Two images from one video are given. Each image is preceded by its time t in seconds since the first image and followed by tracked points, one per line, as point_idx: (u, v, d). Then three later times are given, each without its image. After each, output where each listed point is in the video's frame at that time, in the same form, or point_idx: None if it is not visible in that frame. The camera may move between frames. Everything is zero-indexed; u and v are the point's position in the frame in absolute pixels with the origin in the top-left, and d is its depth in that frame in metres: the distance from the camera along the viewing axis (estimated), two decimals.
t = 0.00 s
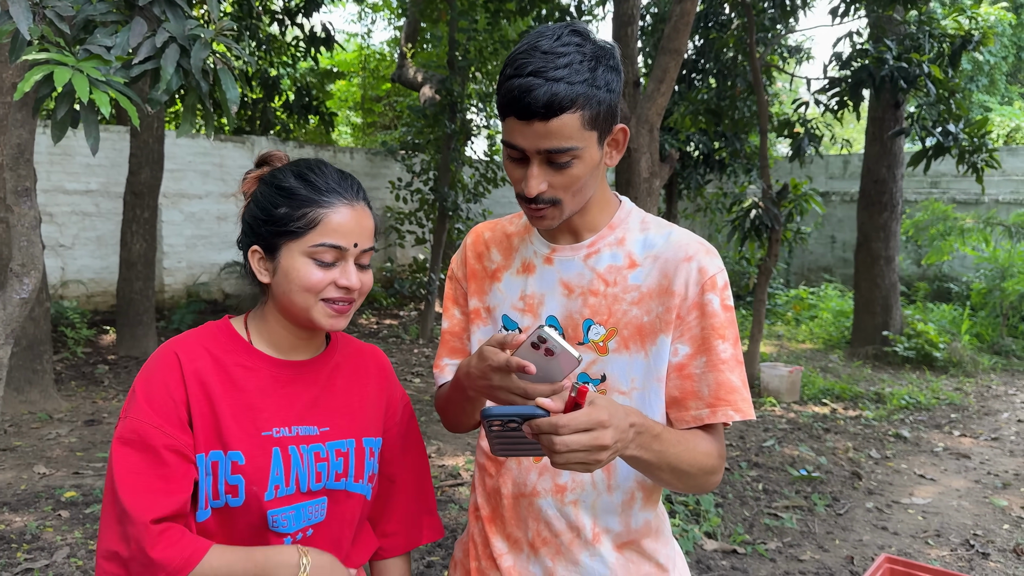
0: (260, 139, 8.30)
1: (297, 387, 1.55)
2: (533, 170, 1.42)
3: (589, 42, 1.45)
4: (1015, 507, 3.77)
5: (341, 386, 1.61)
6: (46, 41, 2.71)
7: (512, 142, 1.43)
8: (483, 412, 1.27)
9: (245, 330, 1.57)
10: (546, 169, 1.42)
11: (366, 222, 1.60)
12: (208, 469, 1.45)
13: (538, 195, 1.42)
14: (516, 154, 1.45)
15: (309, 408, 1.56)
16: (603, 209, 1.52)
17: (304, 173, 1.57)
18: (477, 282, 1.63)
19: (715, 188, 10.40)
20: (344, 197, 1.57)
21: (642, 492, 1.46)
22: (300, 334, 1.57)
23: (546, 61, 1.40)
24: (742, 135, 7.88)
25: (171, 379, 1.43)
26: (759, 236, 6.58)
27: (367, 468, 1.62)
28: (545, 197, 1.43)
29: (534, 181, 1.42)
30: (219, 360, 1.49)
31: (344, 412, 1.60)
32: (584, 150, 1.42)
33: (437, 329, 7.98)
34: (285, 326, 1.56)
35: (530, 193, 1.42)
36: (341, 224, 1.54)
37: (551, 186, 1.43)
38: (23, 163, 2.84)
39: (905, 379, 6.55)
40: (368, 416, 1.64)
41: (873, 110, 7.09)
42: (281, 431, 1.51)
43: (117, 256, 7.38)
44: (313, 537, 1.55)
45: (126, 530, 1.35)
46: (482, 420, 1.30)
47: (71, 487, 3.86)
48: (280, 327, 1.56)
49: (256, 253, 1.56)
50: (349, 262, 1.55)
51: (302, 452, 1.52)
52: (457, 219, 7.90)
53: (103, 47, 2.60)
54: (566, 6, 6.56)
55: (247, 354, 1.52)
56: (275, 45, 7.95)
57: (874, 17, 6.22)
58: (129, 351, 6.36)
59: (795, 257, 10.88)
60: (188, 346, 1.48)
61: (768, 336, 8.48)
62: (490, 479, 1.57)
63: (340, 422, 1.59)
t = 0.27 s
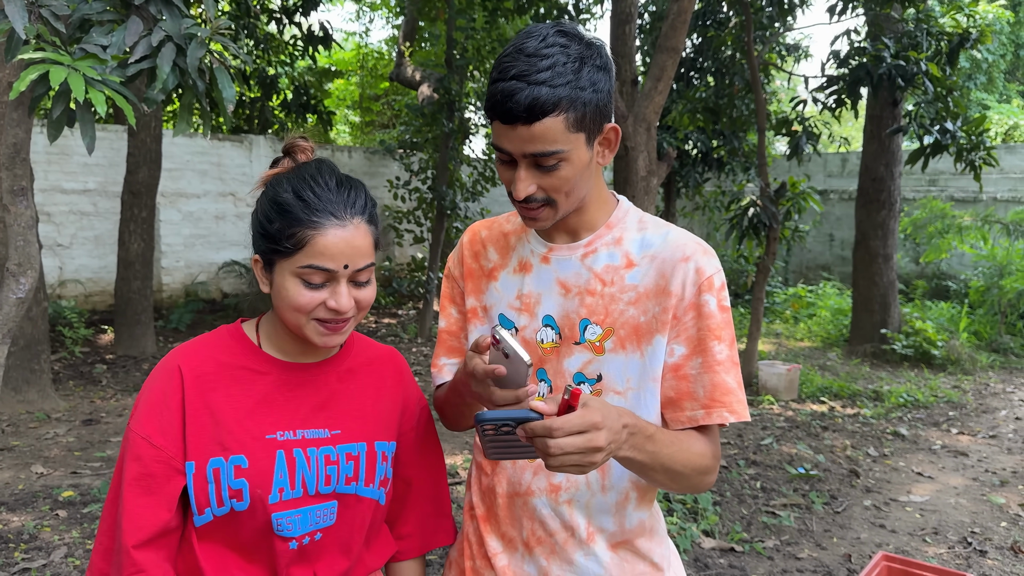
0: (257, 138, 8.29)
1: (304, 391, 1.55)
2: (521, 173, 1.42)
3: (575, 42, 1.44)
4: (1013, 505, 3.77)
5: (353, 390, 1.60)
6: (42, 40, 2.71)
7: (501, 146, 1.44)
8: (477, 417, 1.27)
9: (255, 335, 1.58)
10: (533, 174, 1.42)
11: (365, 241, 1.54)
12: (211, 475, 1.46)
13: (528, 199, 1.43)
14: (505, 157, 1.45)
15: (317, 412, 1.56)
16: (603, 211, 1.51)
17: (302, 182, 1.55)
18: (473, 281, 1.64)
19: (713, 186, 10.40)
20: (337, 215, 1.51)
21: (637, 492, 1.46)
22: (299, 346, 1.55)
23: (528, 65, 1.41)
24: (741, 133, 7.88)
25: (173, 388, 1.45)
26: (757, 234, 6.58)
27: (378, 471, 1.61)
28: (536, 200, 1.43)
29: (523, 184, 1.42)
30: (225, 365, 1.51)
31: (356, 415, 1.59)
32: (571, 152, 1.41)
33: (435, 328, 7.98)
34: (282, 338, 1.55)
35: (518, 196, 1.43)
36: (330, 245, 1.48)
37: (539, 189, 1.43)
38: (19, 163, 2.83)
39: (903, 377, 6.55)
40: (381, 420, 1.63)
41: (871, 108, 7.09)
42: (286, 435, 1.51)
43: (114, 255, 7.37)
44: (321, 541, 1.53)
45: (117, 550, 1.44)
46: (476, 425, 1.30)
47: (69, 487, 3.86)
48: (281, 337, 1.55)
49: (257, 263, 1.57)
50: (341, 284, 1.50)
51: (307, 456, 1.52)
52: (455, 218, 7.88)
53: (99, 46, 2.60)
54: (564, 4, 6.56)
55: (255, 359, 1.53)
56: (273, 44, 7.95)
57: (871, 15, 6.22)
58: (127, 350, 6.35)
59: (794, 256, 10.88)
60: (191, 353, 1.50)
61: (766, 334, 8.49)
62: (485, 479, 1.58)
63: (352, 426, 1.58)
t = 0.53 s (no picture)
0: (257, 138, 8.29)
1: (306, 394, 1.54)
2: (514, 174, 1.42)
3: (564, 39, 1.44)
4: (1014, 503, 3.76)
5: (359, 392, 1.59)
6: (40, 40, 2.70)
7: (494, 148, 1.44)
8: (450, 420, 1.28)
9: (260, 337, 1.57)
10: (524, 174, 1.41)
11: (356, 241, 1.52)
12: (210, 476, 1.46)
13: (523, 198, 1.42)
14: (499, 159, 1.45)
15: (320, 414, 1.55)
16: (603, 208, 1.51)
17: (295, 182, 1.54)
18: (474, 278, 1.64)
19: (713, 185, 10.40)
20: (325, 215, 1.50)
21: (632, 490, 1.45)
22: (297, 348, 1.54)
23: (514, 64, 1.41)
24: (741, 132, 7.87)
25: (175, 387, 1.46)
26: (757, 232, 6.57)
27: (382, 477, 1.58)
28: (532, 199, 1.43)
29: (517, 185, 1.41)
30: (228, 366, 1.51)
31: (360, 419, 1.58)
32: (563, 150, 1.40)
33: (435, 327, 7.98)
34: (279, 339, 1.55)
35: (513, 197, 1.42)
36: (318, 246, 1.47)
37: (533, 189, 1.42)
38: (17, 163, 2.82)
39: (904, 376, 6.54)
40: (388, 424, 1.61)
41: (871, 106, 7.09)
42: (284, 438, 1.50)
43: (115, 255, 7.37)
44: (321, 546, 1.52)
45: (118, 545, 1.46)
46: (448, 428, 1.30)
47: (69, 487, 3.86)
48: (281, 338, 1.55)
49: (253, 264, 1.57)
50: (331, 285, 1.49)
51: (306, 459, 1.51)
52: (455, 217, 7.88)
53: (97, 45, 2.60)
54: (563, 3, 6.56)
55: (258, 361, 1.53)
56: (272, 44, 7.95)
57: (871, 13, 6.21)
58: (127, 350, 6.35)
59: (794, 254, 10.88)
60: (196, 354, 1.50)
61: (767, 333, 8.48)
62: (484, 478, 1.58)
63: (355, 429, 1.57)
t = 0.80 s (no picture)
0: (259, 138, 8.29)
1: (300, 395, 1.54)
2: (512, 186, 1.42)
3: (551, 47, 1.40)
4: (1017, 502, 3.74)
5: (355, 391, 1.58)
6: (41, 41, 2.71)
7: (492, 161, 1.44)
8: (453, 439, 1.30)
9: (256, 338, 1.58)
10: (524, 183, 1.41)
11: (364, 233, 1.53)
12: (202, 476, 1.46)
13: (523, 209, 1.42)
14: (498, 171, 1.45)
15: (315, 414, 1.54)
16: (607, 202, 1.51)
17: (288, 182, 1.54)
18: (481, 275, 1.64)
19: (715, 183, 10.39)
20: (335, 208, 1.51)
21: (638, 485, 1.45)
22: (304, 342, 1.54)
23: (504, 73, 1.39)
24: (743, 130, 7.86)
25: (169, 389, 1.47)
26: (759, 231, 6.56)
27: (377, 478, 1.57)
28: (532, 209, 1.43)
29: (515, 195, 1.41)
30: (223, 368, 1.51)
31: (356, 419, 1.57)
32: (558, 159, 1.39)
33: (438, 327, 7.98)
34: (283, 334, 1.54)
35: (513, 209, 1.43)
36: (329, 238, 1.48)
37: (533, 196, 1.42)
38: (19, 164, 2.82)
39: (907, 374, 6.53)
40: (386, 424, 1.60)
41: (873, 104, 7.07)
42: (279, 437, 1.50)
43: (117, 256, 7.38)
44: (315, 548, 1.51)
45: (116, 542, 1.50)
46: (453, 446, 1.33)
47: (73, 488, 3.87)
48: (284, 332, 1.55)
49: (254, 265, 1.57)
50: (339, 277, 1.49)
51: (298, 459, 1.50)
52: (457, 217, 7.88)
53: (98, 47, 2.60)
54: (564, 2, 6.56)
55: (253, 361, 1.52)
56: (274, 44, 7.95)
57: (873, 11, 6.20)
58: (130, 351, 6.36)
59: (797, 252, 10.87)
60: (191, 355, 1.51)
61: (769, 332, 8.47)
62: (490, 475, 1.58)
63: (350, 430, 1.56)
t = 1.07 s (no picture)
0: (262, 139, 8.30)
1: (297, 393, 1.54)
2: (525, 216, 1.43)
3: (545, 76, 1.38)
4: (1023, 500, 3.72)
5: (349, 386, 1.60)
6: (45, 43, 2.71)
7: (500, 192, 1.44)
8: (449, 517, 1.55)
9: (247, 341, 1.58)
10: (537, 210, 1.41)
11: (362, 216, 1.58)
12: (206, 483, 1.46)
13: (537, 235, 1.44)
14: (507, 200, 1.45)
15: (313, 413, 1.55)
16: (616, 197, 1.50)
17: (276, 191, 1.53)
18: (498, 283, 1.66)
19: (718, 182, 10.38)
20: (336, 192, 1.56)
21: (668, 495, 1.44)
22: (312, 336, 1.56)
23: (502, 103, 1.38)
24: (745, 128, 7.85)
25: (162, 398, 1.45)
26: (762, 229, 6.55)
27: (379, 469, 1.60)
28: (546, 233, 1.44)
29: (530, 223, 1.42)
30: (216, 372, 1.49)
31: (353, 414, 1.59)
32: (567, 183, 1.39)
33: (441, 327, 7.99)
34: (283, 331, 1.55)
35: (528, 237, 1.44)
36: (338, 220, 1.53)
37: (547, 221, 1.43)
38: (23, 167, 2.83)
39: (911, 372, 6.52)
40: (380, 415, 1.63)
41: (876, 102, 7.06)
42: (283, 439, 1.51)
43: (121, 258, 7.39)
44: (325, 542, 1.54)
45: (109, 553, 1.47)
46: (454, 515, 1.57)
47: (78, 489, 3.88)
48: (280, 330, 1.55)
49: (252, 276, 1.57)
50: (349, 258, 1.54)
51: (303, 459, 1.51)
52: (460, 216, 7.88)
53: (102, 49, 2.60)
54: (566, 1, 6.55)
55: (246, 364, 1.52)
56: (276, 45, 7.96)
57: (876, 8, 6.19)
58: (135, 352, 6.37)
59: (801, 251, 10.85)
60: (181, 361, 1.49)
61: (773, 330, 8.46)
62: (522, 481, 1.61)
63: (349, 425, 1.58)
